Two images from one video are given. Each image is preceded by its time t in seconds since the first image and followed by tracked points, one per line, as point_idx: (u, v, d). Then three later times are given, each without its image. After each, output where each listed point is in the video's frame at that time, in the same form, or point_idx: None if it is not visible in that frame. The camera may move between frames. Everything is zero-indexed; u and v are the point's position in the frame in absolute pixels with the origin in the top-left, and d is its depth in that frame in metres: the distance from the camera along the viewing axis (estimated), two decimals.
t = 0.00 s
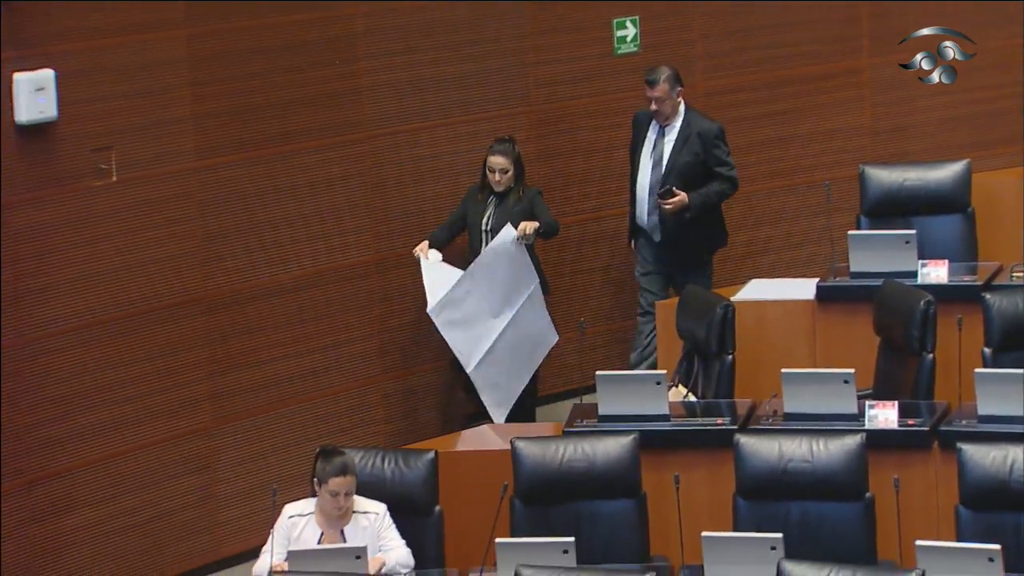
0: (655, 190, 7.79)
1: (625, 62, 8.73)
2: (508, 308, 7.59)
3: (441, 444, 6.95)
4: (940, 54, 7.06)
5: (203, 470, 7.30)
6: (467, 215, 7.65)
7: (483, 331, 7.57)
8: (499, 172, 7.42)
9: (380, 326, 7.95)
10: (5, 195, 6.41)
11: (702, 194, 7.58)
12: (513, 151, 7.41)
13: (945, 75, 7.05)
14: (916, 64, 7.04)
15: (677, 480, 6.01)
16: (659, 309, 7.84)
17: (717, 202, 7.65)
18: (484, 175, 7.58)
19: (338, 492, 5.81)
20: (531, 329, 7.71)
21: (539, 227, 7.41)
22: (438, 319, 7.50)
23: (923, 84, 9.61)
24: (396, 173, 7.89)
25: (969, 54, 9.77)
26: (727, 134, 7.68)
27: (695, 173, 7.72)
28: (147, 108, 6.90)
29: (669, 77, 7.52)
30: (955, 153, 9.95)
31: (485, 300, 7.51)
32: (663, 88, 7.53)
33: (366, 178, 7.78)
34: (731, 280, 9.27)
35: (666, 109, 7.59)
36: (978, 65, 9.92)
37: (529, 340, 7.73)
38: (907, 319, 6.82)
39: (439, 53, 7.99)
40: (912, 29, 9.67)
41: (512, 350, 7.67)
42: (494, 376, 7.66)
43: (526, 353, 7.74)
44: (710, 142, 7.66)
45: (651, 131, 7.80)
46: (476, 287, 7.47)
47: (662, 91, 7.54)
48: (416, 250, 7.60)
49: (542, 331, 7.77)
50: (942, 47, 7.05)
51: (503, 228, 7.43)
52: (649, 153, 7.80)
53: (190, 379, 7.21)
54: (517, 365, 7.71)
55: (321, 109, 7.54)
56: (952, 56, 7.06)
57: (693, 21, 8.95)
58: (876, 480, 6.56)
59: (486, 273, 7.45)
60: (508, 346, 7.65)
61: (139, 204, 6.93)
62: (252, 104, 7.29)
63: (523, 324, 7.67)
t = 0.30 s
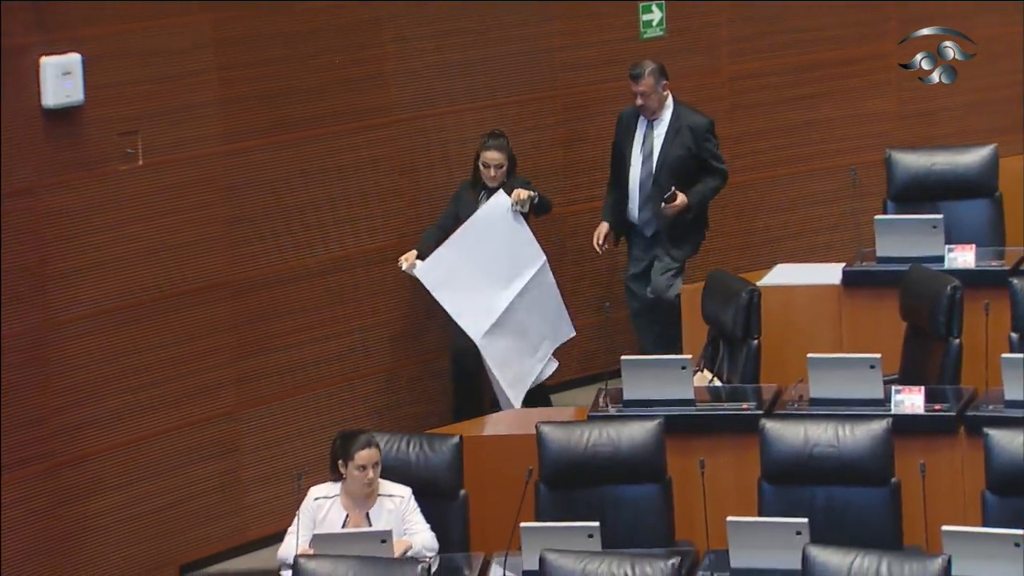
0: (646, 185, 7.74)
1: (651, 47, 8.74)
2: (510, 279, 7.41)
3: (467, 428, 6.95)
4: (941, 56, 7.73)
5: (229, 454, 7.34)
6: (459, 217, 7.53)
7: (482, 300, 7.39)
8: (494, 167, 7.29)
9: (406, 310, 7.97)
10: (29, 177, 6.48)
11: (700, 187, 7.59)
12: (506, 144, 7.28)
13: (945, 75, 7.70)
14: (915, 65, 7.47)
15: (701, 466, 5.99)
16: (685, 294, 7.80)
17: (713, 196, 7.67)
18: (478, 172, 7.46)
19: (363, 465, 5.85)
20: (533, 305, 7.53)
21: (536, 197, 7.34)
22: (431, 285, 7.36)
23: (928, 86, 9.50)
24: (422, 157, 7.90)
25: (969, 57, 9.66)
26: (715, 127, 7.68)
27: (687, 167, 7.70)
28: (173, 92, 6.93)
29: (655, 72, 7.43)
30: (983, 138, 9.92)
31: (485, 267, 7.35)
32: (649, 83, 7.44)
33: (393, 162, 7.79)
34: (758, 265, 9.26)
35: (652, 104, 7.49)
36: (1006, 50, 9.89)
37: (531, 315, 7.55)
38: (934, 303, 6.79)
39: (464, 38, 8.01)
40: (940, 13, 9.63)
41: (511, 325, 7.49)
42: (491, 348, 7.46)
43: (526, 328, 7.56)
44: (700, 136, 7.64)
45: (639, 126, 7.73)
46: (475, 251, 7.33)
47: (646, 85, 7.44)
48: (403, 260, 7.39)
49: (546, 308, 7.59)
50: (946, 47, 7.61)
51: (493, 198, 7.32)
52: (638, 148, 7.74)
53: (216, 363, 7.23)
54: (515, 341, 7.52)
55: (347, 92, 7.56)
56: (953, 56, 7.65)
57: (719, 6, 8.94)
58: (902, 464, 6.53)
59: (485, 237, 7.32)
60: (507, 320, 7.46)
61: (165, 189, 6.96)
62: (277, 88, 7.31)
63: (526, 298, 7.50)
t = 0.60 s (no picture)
0: (638, 196, 7.38)
1: (673, 31, 8.74)
2: (507, 250, 7.07)
3: (490, 411, 6.95)
4: (938, 54, 7.14)
5: (252, 438, 7.37)
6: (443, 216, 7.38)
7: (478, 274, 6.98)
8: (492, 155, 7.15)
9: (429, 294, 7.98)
10: (56, 162, 6.51)
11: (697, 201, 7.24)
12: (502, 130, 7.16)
13: (944, 75, 7.10)
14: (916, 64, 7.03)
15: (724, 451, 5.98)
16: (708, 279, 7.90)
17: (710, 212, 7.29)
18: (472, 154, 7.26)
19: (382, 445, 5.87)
20: (539, 274, 7.17)
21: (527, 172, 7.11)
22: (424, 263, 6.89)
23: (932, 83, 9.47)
24: (445, 142, 7.92)
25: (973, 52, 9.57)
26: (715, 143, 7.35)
27: (683, 180, 7.37)
28: (198, 76, 6.95)
29: (655, 81, 7.18)
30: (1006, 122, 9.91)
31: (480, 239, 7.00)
32: (649, 92, 7.19)
33: (416, 147, 7.80)
34: (781, 250, 9.26)
35: (650, 114, 7.24)
36: None
37: (540, 285, 7.16)
38: (958, 288, 6.77)
39: (486, 22, 8.02)
40: None
41: (518, 298, 7.10)
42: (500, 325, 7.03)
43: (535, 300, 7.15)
44: (697, 150, 7.32)
45: (634, 138, 7.42)
46: (469, 223, 6.98)
47: (647, 95, 7.20)
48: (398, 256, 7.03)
49: (554, 278, 7.20)
50: (943, 46, 7.12)
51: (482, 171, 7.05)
52: (631, 160, 7.42)
53: (238, 348, 7.26)
54: (526, 315, 7.11)
55: (369, 76, 7.57)
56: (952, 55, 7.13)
57: None
58: (926, 449, 6.52)
59: (478, 206, 7.01)
60: (510, 293, 7.07)
61: (188, 173, 6.98)
62: (300, 72, 7.33)
63: (530, 266, 7.13)
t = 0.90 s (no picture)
0: (628, 199, 7.38)
1: (696, 16, 8.73)
2: (515, 254, 7.13)
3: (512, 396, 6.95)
4: (941, 53, 7.35)
5: (274, 423, 7.39)
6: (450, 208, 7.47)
7: (491, 286, 7.10)
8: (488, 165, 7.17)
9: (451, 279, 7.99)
10: (79, 147, 6.54)
11: (678, 204, 7.18)
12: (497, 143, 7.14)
13: (945, 75, 7.30)
14: (916, 65, 7.21)
15: (746, 437, 5.97)
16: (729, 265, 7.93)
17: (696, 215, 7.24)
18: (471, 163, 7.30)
19: (400, 432, 5.88)
20: (560, 263, 7.16)
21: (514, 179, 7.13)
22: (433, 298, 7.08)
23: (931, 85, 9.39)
24: (467, 126, 7.92)
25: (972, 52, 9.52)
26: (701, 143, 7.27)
27: (671, 182, 7.32)
28: (219, 61, 6.97)
29: (640, 82, 7.09)
30: None
31: (484, 251, 7.10)
32: (634, 94, 7.10)
33: (438, 132, 7.80)
34: (804, 235, 9.24)
35: (636, 115, 7.15)
36: None
37: (563, 274, 7.16)
38: (981, 273, 6.74)
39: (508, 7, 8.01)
40: None
41: (542, 294, 7.15)
42: (528, 329, 7.12)
43: (563, 289, 7.16)
44: (683, 150, 7.26)
45: (624, 139, 7.38)
46: (470, 237, 7.09)
47: (632, 96, 7.11)
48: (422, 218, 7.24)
49: (576, 260, 7.17)
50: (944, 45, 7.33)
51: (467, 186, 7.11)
52: (622, 160, 7.40)
53: (259, 333, 7.28)
54: (556, 308, 7.15)
55: (390, 62, 7.58)
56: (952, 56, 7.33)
57: None
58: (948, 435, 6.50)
59: (474, 220, 7.08)
60: (531, 294, 7.13)
61: (209, 159, 7.00)
62: (321, 58, 7.33)
63: (545, 260, 7.15)
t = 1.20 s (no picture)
0: (619, 205, 7.31)
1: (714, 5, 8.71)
2: (511, 266, 7.20)
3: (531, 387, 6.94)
4: (941, 53, 7.25)
5: (293, 412, 7.41)
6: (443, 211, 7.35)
7: (492, 300, 7.23)
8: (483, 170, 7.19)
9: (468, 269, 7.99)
10: (99, 136, 6.55)
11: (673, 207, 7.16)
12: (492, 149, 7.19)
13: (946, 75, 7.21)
14: (915, 65, 7.22)
15: (766, 427, 5.96)
16: (750, 255, 7.95)
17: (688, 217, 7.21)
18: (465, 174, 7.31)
19: (414, 427, 5.86)
20: (560, 269, 7.19)
21: (502, 189, 7.19)
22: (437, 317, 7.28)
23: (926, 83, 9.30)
24: (484, 117, 7.91)
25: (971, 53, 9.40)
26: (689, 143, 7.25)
27: (661, 185, 7.28)
28: (238, 52, 6.98)
29: (623, 84, 7.03)
30: None
31: (482, 267, 7.19)
32: (618, 97, 7.04)
33: (456, 122, 7.81)
34: (822, 226, 9.21)
35: (621, 118, 7.09)
36: None
37: (563, 279, 7.19)
38: (1003, 263, 6.71)
39: None
40: None
41: (544, 300, 7.22)
42: (530, 338, 7.24)
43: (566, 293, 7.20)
44: (672, 152, 7.22)
45: (609, 145, 7.29)
46: (467, 255, 7.18)
47: (616, 100, 7.05)
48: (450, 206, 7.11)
49: (576, 264, 7.17)
50: (943, 45, 7.26)
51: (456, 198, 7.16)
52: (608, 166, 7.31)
53: (279, 322, 7.30)
54: (559, 313, 7.23)
55: (407, 52, 7.58)
56: (953, 56, 7.24)
57: None
58: (969, 425, 6.48)
59: (469, 239, 7.16)
60: (533, 301, 7.22)
61: (228, 149, 7.01)
62: (339, 48, 7.34)
63: (545, 269, 7.19)
